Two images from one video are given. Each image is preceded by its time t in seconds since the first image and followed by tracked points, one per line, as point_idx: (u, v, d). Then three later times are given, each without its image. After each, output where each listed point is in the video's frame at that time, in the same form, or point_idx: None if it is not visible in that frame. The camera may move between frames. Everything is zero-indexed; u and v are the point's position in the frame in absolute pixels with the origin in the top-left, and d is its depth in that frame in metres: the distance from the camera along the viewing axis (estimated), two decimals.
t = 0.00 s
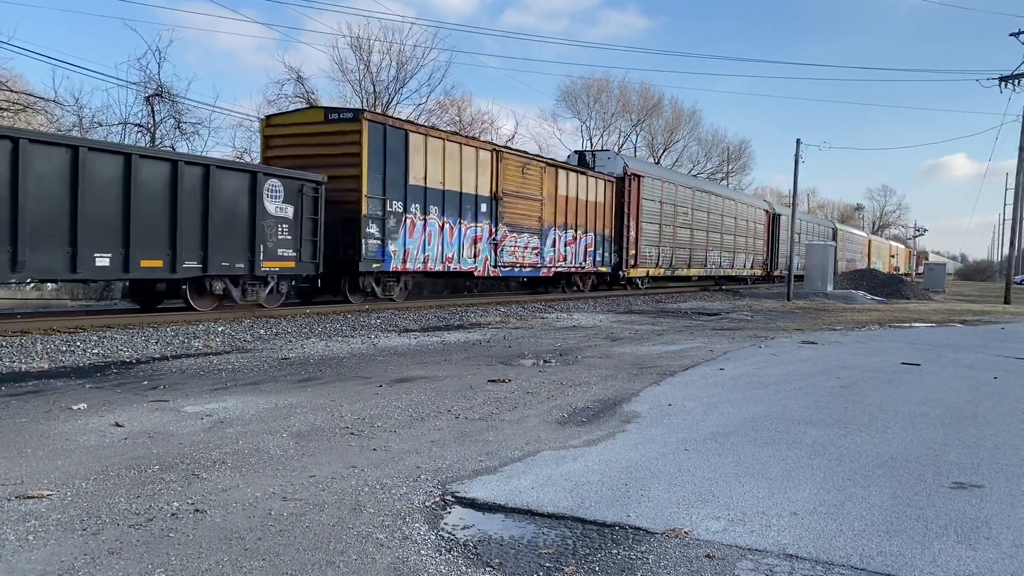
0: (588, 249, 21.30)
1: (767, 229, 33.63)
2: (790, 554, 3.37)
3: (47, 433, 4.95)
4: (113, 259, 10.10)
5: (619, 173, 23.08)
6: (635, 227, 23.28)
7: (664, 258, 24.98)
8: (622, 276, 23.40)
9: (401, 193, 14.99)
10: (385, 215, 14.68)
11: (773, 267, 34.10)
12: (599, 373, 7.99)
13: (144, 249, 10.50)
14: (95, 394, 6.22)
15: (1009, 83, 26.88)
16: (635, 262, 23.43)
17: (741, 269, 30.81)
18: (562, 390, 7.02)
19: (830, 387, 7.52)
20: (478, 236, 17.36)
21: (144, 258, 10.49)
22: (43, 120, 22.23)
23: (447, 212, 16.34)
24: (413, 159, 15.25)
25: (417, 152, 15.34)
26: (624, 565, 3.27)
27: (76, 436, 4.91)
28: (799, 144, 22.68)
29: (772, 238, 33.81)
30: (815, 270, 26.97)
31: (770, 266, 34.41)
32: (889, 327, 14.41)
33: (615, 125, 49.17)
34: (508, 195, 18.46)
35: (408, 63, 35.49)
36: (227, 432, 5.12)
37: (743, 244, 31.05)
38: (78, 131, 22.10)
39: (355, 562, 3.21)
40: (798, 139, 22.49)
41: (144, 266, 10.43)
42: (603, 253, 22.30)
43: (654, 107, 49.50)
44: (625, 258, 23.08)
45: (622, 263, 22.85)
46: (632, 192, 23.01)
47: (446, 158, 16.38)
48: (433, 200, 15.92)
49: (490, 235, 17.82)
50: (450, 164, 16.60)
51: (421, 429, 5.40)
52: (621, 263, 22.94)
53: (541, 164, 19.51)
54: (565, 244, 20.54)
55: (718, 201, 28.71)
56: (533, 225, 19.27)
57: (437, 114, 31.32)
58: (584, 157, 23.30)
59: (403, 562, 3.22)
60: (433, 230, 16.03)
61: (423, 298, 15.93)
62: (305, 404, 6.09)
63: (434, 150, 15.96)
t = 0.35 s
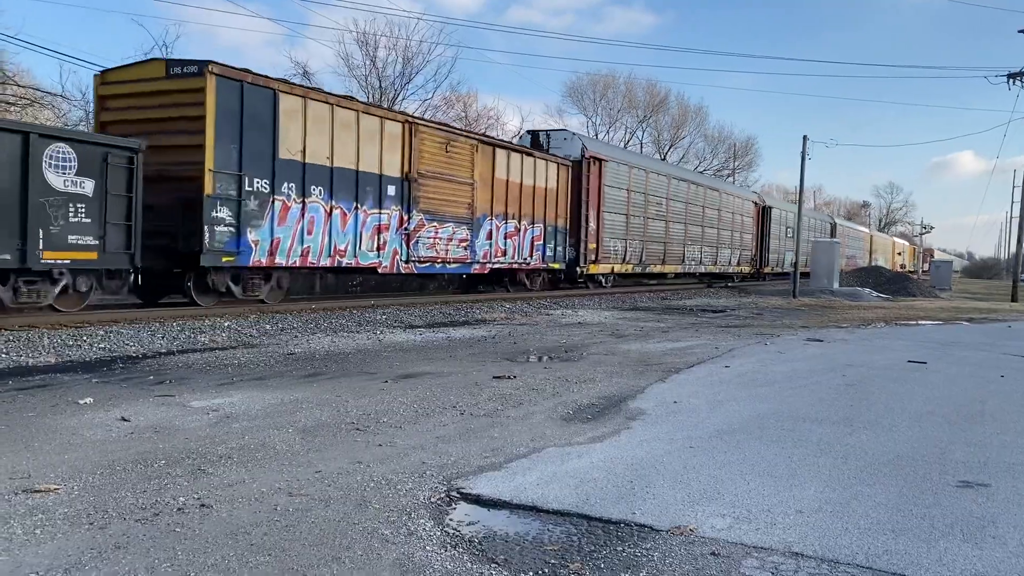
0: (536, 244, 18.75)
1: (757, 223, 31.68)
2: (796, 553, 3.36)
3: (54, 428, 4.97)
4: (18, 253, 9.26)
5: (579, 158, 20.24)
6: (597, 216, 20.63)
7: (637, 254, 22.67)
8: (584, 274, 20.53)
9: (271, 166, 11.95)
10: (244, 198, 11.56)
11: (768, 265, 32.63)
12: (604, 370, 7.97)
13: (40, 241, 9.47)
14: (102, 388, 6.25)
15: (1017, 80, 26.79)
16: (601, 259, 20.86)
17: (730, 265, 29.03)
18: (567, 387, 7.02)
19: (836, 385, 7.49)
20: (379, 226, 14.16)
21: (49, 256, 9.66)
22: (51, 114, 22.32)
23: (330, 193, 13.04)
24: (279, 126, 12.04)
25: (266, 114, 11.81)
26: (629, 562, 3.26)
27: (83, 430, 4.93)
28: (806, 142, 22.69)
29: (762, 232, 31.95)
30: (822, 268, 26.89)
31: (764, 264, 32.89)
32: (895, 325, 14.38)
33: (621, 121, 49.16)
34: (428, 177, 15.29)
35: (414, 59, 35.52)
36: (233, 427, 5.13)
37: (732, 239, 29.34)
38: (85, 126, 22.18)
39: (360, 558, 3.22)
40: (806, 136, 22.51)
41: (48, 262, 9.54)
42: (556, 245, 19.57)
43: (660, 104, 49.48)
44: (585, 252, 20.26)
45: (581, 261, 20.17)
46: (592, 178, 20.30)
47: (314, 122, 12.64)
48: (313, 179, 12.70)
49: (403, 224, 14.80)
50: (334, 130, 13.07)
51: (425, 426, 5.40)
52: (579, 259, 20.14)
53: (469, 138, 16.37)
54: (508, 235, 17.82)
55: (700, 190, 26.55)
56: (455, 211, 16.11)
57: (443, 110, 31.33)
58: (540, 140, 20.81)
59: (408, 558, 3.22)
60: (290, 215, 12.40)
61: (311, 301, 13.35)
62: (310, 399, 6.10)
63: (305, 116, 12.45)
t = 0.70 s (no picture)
0: (463, 236, 15.95)
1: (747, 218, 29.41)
2: (803, 551, 3.36)
3: (63, 422, 5.00)
4: None
5: (524, 137, 17.56)
6: (548, 205, 18.14)
7: (598, 249, 20.16)
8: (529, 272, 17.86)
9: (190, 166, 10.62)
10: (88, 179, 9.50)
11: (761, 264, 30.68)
12: (611, 368, 7.96)
13: None
14: (110, 383, 6.28)
15: None
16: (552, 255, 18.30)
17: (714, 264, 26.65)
18: (574, 384, 7.01)
19: (844, 383, 7.47)
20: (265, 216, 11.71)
21: None
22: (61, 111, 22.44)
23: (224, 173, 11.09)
24: (158, 95, 10.10)
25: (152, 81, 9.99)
26: (636, 560, 3.26)
27: (92, 426, 4.94)
28: (815, 139, 22.63)
29: (753, 228, 29.62)
30: (830, 266, 26.80)
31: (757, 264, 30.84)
32: (903, 323, 14.33)
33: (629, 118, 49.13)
34: (335, 158, 12.80)
35: (421, 56, 35.54)
36: (241, 423, 5.15)
37: (723, 235, 27.28)
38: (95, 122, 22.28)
39: (368, 553, 3.22)
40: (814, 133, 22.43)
41: None
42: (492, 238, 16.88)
43: (668, 101, 49.41)
44: (531, 247, 17.64)
45: (527, 257, 17.57)
46: (540, 161, 17.69)
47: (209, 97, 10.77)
48: (207, 156, 10.82)
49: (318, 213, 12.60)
50: (239, 105, 11.25)
51: (433, 422, 5.40)
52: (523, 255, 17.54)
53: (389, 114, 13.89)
54: (424, 225, 14.91)
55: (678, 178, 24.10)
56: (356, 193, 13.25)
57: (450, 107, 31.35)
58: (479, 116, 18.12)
59: (416, 554, 3.23)
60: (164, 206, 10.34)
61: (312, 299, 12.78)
62: (318, 395, 6.10)
63: (197, 86, 10.55)
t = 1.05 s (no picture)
0: (355, 227, 13.12)
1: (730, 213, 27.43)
2: (811, 549, 3.35)
3: (72, 419, 5.02)
4: None
5: (446, 112, 14.99)
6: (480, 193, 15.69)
7: (548, 246, 17.89)
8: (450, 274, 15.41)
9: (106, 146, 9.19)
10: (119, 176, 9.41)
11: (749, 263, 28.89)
12: (619, 366, 7.95)
13: None
14: (118, 380, 6.31)
15: None
16: (484, 252, 15.83)
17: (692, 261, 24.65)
18: (581, 382, 7.01)
19: (852, 382, 7.45)
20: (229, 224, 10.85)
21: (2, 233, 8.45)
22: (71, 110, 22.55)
23: (153, 172, 9.74)
24: (42, 72, 8.53)
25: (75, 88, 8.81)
26: (643, 556, 3.26)
27: (101, 421, 4.97)
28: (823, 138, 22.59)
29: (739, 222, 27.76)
30: (837, 265, 26.72)
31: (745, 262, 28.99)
32: (911, 323, 14.30)
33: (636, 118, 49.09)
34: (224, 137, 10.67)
35: (429, 55, 35.57)
36: (249, 419, 5.16)
37: (706, 232, 25.49)
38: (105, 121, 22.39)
39: (375, 549, 3.23)
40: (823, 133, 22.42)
41: None
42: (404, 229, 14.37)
43: (676, 100, 49.38)
44: (455, 243, 15.10)
45: (450, 253, 15.02)
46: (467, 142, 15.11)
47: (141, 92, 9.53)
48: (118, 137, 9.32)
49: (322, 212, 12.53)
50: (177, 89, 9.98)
51: (440, 420, 5.41)
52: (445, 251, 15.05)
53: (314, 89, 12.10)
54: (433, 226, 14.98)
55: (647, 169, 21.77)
56: (267, 178, 11.44)
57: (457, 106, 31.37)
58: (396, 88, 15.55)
59: (423, 550, 3.23)
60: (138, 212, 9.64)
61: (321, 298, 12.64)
62: (325, 393, 6.11)
63: (88, 64, 8.93)
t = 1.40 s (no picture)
0: (185, 218, 10.34)
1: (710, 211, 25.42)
2: (820, 551, 3.34)
3: (82, 420, 5.04)
4: None
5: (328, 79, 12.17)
6: (354, 175, 12.41)
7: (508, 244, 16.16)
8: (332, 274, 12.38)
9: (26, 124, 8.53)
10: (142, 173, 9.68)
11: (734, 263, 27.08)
12: (626, 369, 7.94)
13: None
14: (127, 382, 6.32)
15: None
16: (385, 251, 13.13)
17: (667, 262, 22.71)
18: (589, 384, 7.02)
19: (860, 384, 7.43)
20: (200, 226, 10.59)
21: None
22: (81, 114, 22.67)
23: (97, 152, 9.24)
24: None
25: None
26: (652, 559, 3.26)
27: (111, 423, 4.99)
28: (831, 140, 22.57)
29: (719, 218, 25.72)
30: (845, 267, 26.66)
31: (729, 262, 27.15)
32: (920, 325, 14.26)
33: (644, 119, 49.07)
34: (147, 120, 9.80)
35: (436, 58, 35.63)
36: (257, 421, 5.17)
37: (682, 229, 23.46)
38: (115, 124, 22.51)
39: (384, 550, 3.24)
40: (830, 135, 22.41)
41: None
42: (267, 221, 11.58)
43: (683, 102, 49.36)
44: (341, 238, 12.27)
45: (332, 251, 12.21)
46: (358, 116, 12.34)
47: (56, 57, 8.78)
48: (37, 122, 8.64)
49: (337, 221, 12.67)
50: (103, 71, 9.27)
51: (447, 421, 5.42)
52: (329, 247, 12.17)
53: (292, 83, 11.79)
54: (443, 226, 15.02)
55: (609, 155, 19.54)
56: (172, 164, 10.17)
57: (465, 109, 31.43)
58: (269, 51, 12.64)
59: (431, 552, 3.24)
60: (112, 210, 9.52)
61: (329, 301, 12.67)
62: (333, 394, 6.13)
63: None
